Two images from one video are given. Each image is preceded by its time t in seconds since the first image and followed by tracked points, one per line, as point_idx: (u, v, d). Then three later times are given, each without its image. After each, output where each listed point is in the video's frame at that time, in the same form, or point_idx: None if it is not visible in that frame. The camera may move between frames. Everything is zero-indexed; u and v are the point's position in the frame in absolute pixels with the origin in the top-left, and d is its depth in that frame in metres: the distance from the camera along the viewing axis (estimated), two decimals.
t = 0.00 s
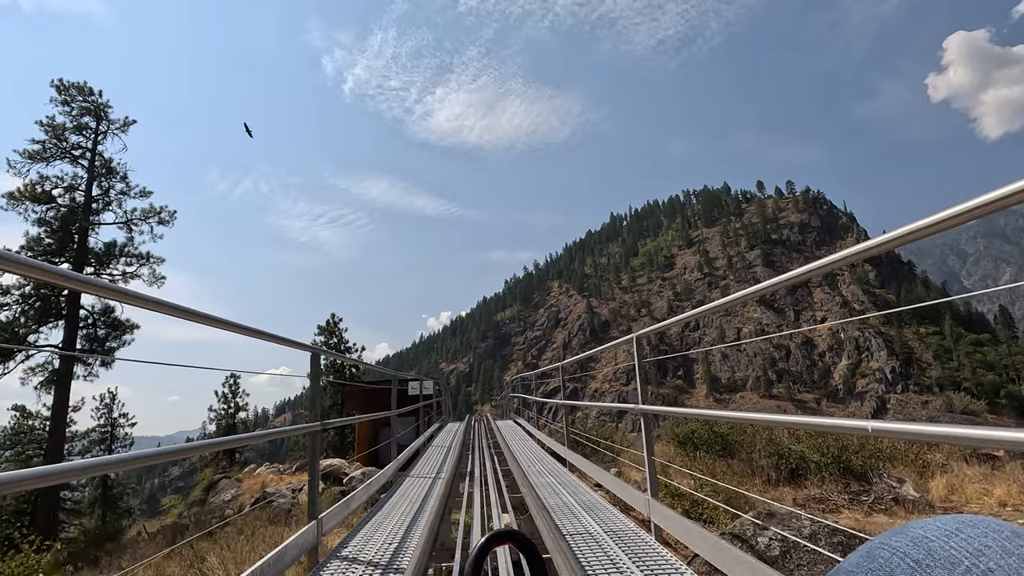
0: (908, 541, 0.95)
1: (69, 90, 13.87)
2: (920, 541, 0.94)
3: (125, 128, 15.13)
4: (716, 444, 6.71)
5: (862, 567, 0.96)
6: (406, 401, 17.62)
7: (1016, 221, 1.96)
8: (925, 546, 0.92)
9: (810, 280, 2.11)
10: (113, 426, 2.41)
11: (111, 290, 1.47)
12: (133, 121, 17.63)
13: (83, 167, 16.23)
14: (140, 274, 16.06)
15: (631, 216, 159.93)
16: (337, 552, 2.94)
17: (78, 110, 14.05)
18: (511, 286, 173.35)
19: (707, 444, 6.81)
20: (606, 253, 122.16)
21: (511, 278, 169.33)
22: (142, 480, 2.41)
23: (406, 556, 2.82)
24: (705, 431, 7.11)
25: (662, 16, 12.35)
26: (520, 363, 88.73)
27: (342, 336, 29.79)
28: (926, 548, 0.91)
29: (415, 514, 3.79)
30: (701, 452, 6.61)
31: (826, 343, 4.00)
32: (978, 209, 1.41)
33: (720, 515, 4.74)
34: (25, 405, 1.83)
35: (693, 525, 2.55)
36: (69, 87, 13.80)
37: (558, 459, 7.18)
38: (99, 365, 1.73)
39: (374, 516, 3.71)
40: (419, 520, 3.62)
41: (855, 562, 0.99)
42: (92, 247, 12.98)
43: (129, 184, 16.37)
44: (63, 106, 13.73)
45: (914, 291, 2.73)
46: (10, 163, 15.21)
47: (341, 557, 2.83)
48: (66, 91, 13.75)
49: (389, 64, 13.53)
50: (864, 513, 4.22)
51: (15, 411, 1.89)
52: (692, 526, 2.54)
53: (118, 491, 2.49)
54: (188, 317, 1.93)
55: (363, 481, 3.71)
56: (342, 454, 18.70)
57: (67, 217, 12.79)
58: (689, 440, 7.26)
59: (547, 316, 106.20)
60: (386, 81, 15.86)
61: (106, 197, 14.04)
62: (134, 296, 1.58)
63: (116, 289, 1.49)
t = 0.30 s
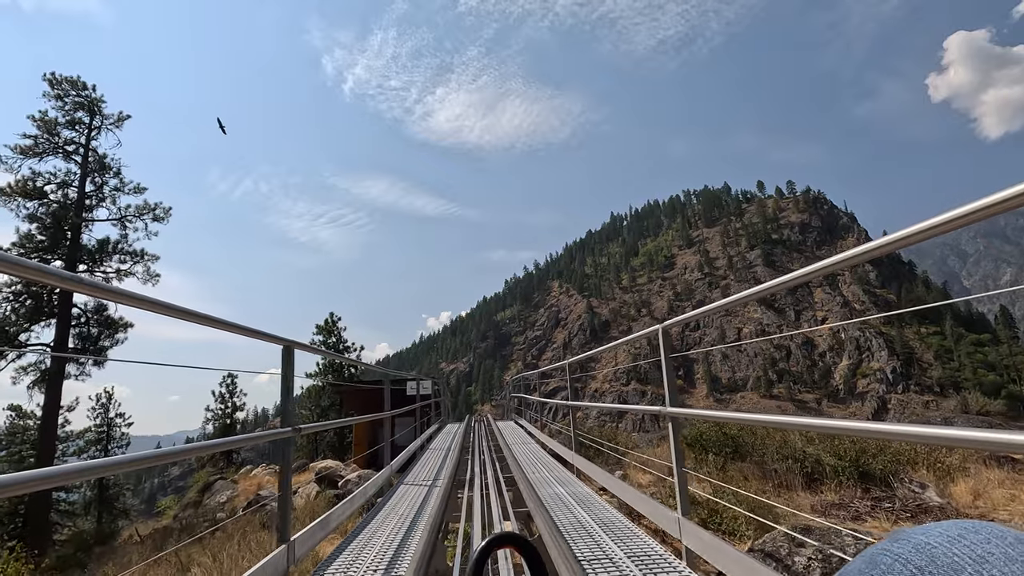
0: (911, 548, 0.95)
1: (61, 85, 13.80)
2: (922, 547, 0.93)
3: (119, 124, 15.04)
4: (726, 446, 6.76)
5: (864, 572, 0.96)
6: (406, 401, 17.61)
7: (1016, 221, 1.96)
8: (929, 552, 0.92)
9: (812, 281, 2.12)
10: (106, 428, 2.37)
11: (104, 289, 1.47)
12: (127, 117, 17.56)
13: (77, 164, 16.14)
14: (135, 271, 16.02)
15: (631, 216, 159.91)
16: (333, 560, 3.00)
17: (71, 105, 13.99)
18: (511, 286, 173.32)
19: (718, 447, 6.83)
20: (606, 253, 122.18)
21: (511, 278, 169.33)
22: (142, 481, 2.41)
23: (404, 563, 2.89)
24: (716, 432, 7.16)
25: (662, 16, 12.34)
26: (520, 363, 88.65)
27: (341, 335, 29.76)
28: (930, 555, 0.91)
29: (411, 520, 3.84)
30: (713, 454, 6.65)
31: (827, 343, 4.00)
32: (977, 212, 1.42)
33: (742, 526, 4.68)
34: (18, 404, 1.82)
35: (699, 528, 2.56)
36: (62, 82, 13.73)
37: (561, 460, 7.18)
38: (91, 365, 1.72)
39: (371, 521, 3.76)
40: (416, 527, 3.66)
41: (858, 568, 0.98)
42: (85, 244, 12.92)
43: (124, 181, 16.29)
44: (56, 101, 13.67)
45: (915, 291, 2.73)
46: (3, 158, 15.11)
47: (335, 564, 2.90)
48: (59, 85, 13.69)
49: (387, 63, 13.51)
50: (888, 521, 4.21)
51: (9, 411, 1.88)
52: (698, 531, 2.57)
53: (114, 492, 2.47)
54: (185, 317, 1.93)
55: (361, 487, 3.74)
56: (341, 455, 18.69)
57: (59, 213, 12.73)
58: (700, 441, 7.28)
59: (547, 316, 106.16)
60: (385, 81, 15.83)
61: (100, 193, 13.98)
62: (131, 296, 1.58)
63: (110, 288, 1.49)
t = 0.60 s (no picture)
0: (914, 550, 0.94)
1: (53, 78, 13.71)
2: (926, 550, 0.93)
3: (113, 119, 14.95)
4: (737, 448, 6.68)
5: None
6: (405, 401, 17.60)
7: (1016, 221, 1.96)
8: (931, 555, 0.91)
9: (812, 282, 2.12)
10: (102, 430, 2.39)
11: (98, 287, 1.47)
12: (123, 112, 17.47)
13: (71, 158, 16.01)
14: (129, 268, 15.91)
15: (631, 216, 159.82)
16: (333, 559, 3.00)
17: (64, 99, 13.92)
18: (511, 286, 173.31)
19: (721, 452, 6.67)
20: (606, 253, 122.18)
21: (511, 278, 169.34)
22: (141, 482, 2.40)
23: (405, 562, 2.89)
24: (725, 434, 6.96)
25: (662, 15, 12.33)
26: (520, 363, 88.53)
27: (339, 334, 29.76)
28: (932, 557, 0.90)
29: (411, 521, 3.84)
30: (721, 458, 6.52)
31: (827, 343, 4.00)
32: (975, 213, 1.42)
33: (762, 537, 4.41)
34: (13, 404, 1.80)
35: (703, 529, 2.55)
36: (54, 74, 13.65)
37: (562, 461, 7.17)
38: (86, 364, 1.71)
39: (371, 522, 3.77)
40: (416, 528, 3.67)
41: (861, 571, 0.98)
42: (77, 240, 12.84)
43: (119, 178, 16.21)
44: (49, 95, 13.61)
45: (915, 292, 2.73)
46: None
47: (336, 563, 2.90)
48: (52, 79, 13.64)
49: (386, 61, 13.49)
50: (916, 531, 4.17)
51: (6, 412, 1.87)
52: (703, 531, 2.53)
53: (113, 491, 2.47)
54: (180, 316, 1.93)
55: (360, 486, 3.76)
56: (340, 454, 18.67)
57: (50, 208, 12.65)
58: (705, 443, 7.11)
59: (547, 316, 106.13)
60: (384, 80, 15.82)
61: (92, 188, 13.91)
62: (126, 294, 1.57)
63: (103, 286, 1.49)
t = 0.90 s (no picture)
0: (915, 545, 0.94)
1: (46, 71, 13.66)
2: (926, 545, 0.92)
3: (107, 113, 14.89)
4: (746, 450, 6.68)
5: (868, 570, 0.95)
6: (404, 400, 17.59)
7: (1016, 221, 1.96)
8: (933, 550, 0.91)
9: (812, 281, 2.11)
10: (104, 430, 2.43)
11: (91, 283, 1.46)
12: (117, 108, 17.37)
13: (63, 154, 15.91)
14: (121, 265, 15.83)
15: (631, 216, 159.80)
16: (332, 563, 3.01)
17: (57, 93, 13.86)
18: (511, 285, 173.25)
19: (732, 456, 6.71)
20: (606, 253, 122.15)
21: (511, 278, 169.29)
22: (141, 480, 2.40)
23: (403, 564, 2.91)
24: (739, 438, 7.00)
25: (662, 15, 12.34)
26: (520, 363, 88.44)
27: (337, 333, 29.70)
28: (934, 552, 0.90)
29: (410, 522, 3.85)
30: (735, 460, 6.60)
31: (828, 343, 4.00)
32: (972, 213, 1.42)
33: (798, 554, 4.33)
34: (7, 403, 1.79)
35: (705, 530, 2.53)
36: (47, 68, 13.60)
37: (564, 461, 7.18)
38: (79, 361, 1.70)
39: (370, 524, 3.77)
40: (416, 529, 3.66)
41: (861, 566, 0.98)
42: (69, 237, 12.76)
43: (112, 173, 16.11)
44: (42, 89, 13.56)
45: (916, 292, 2.73)
46: None
47: (334, 567, 2.92)
48: (44, 72, 13.59)
49: (385, 60, 13.49)
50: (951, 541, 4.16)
51: None
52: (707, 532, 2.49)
53: (109, 490, 2.46)
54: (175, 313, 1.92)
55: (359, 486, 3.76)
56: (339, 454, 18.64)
57: (42, 204, 12.58)
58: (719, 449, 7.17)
59: (546, 316, 106.05)
60: (384, 80, 15.83)
61: (86, 184, 13.85)
62: (120, 291, 1.56)
63: (97, 282, 1.48)
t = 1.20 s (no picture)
0: (917, 540, 0.93)
1: (39, 65, 13.60)
2: (927, 540, 0.92)
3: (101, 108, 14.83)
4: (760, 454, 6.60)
5: (869, 566, 0.95)
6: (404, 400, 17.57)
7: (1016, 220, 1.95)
8: (934, 545, 0.90)
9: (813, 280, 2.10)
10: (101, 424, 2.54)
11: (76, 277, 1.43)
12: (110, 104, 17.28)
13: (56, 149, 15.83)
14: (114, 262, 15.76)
15: (631, 216, 159.80)
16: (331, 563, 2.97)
17: (49, 87, 13.79)
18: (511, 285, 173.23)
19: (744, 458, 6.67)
20: (606, 253, 122.12)
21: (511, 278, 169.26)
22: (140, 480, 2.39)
23: (404, 563, 2.90)
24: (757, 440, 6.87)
25: (662, 15, 12.33)
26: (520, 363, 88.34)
27: (336, 332, 29.67)
28: (935, 548, 0.89)
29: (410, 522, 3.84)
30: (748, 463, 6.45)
31: (828, 343, 4.00)
32: (972, 211, 1.42)
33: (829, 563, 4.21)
34: None
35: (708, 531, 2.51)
36: (39, 61, 13.54)
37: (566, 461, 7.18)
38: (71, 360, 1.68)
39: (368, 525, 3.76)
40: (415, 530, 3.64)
41: (862, 562, 0.97)
42: (62, 233, 12.69)
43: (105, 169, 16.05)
44: (32, 82, 13.51)
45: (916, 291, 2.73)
46: None
47: (334, 565, 2.91)
48: (37, 66, 13.53)
49: (385, 60, 13.50)
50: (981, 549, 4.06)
51: None
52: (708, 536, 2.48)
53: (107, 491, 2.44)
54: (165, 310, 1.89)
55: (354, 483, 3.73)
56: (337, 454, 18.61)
57: (33, 199, 12.51)
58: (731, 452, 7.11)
59: (546, 316, 105.97)
60: (384, 80, 15.83)
61: (77, 179, 13.79)
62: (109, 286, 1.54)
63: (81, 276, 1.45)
